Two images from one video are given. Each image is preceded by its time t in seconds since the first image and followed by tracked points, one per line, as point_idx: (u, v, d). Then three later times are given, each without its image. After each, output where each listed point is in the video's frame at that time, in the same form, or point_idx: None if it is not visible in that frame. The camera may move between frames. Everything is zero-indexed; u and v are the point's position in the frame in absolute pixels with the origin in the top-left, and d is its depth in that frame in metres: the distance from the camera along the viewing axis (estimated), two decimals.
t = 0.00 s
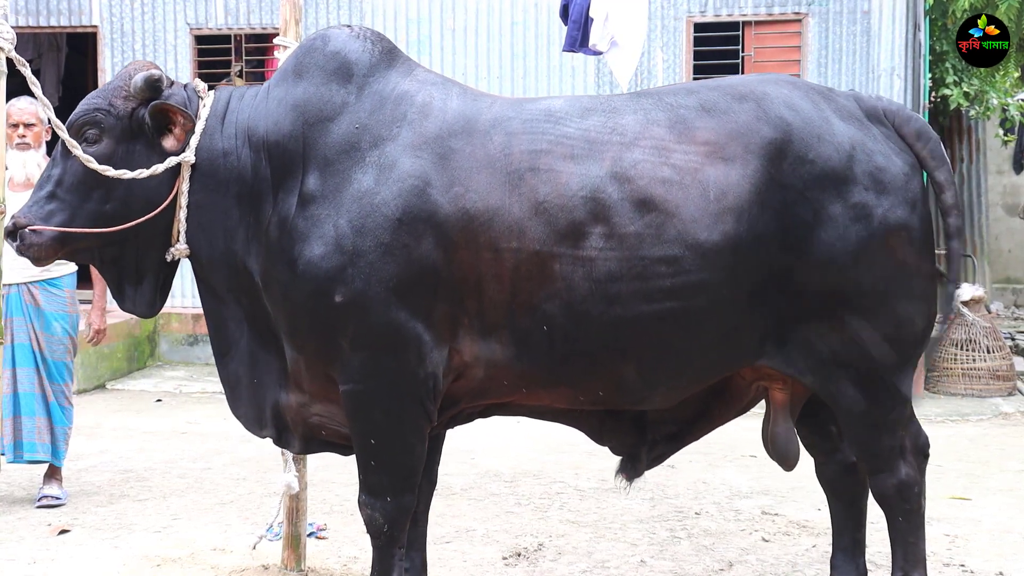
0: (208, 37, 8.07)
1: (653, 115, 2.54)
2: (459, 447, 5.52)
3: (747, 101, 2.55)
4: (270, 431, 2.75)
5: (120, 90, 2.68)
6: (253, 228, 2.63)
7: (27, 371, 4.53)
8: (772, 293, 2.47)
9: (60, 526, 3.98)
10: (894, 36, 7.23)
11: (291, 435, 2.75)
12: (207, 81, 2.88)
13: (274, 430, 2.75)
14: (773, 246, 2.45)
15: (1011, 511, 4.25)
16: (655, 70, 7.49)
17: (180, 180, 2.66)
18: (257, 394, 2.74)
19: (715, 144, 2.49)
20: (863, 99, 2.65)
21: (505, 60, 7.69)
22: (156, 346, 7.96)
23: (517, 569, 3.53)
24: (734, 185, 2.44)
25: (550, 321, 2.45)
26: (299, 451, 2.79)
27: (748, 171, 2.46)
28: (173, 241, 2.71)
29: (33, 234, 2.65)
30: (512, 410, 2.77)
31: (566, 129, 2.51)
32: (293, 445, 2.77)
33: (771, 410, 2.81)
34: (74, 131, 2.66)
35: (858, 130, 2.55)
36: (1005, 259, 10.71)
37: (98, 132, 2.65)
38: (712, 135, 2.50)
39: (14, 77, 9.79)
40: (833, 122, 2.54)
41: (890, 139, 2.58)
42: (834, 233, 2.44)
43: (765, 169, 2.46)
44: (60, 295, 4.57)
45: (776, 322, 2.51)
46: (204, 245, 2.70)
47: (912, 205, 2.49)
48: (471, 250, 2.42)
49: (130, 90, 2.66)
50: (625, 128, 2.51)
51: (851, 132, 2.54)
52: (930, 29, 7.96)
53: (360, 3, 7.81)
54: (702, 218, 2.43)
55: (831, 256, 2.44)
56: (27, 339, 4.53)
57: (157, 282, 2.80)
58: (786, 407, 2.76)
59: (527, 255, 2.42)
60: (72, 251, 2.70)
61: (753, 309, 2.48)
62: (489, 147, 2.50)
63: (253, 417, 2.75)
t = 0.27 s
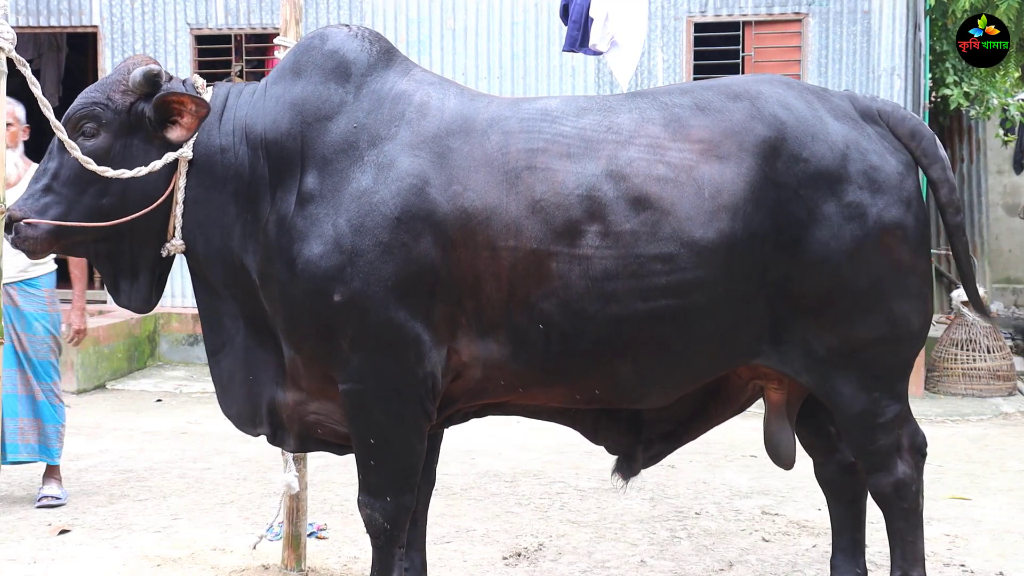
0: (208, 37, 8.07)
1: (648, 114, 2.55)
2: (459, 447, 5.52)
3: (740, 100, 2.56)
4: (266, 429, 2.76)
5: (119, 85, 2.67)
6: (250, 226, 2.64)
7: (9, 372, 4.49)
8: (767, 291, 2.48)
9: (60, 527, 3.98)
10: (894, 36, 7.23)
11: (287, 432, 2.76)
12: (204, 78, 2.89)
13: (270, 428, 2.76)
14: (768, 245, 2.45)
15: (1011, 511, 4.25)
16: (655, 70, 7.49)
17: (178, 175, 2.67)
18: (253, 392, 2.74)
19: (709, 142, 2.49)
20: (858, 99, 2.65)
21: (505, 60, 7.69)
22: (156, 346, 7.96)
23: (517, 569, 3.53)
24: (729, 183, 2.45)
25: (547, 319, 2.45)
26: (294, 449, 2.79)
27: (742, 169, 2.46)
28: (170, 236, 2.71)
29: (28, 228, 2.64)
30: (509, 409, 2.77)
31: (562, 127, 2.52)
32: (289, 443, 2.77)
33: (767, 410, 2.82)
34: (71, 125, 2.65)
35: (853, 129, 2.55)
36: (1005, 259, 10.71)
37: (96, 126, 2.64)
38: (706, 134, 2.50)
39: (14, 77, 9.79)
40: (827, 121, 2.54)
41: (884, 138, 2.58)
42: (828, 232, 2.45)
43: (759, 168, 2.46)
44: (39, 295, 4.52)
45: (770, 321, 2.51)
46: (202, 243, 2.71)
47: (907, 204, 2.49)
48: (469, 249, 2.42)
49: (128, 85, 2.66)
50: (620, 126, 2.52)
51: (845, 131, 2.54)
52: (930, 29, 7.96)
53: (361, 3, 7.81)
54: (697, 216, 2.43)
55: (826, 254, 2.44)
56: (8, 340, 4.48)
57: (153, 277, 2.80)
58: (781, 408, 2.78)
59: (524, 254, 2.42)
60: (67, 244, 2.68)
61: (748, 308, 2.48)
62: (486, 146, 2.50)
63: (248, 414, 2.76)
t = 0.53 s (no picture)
0: (208, 37, 8.07)
1: (644, 113, 2.55)
2: (459, 447, 5.52)
3: (735, 98, 2.56)
4: (263, 429, 2.76)
5: (117, 82, 2.67)
6: (249, 225, 2.64)
7: None
8: (763, 290, 2.47)
9: (61, 526, 3.98)
10: (894, 36, 7.23)
11: (283, 432, 2.76)
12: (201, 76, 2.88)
13: (266, 428, 2.76)
14: (763, 243, 2.45)
15: (1012, 511, 4.25)
16: (655, 70, 7.49)
17: (174, 173, 2.67)
18: (249, 392, 2.75)
19: (704, 140, 2.49)
20: (853, 99, 2.66)
21: (505, 59, 7.69)
22: (156, 346, 7.96)
23: (518, 569, 3.53)
24: (725, 180, 2.45)
25: (544, 317, 2.45)
26: (291, 450, 2.79)
27: (737, 167, 2.46)
28: (165, 234, 2.70)
29: (24, 223, 2.65)
30: (507, 408, 2.78)
31: (558, 126, 2.52)
32: (285, 443, 2.77)
33: (764, 410, 2.83)
34: (68, 121, 2.65)
35: (848, 128, 2.55)
36: (1005, 259, 10.70)
37: (93, 122, 2.64)
38: (701, 132, 2.50)
39: (14, 77, 9.80)
40: (822, 121, 2.54)
41: (879, 138, 2.58)
42: (824, 230, 2.45)
43: (754, 166, 2.46)
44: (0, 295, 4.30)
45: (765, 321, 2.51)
46: (199, 242, 2.71)
47: (903, 203, 2.49)
48: (467, 248, 2.42)
49: (126, 82, 2.66)
50: (616, 125, 2.52)
51: (839, 129, 2.54)
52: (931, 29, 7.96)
53: (361, 3, 7.81)
54: (693, 213, 2.43)
55: (821, 253, 2.44)
56: None
57: (148, 274, 2.80)
58: (778, 407, 2.79)
59: (521, 252, 2.42)
60: (62, 240, 2.69)
61: (744, 307, 2.48)
62: (483, 144, 2.50)
63: (244, 415, 2.76)
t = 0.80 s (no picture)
0: (208, 37, 8.07)
1: (641, 112, 2.55)
2: (459, 447, 5.52)
3: (732, 98, 2.56)
4: (260, 428, 2.76)
5: (114, 80, 2.67)
6: (247, 224, 2.65)
7: None
8: (760, 290, 2.47)
9: (60, 526, 3.98)
10: (894, 36, 7.23)
11: (281, 432, 2.76)
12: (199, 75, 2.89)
13: (263, 427, 2.76)
14: (760, 241, 2.44)
15: (1012, 511, 4.25)
16: (655, 70, 7.49)
17: (172, 172, 2.66)
18: (247, 391, 2.75)
19: (701, 139, 2.49)
20: (850, 100, 2.66)
21: (505, 59, 7.69)
22: (156, 346, 7.96)
23: (517, 569, 3.53)
24: (721, 180, 2.45)
25: (542, 316, 2.45)
26: (289, 450, 2.79)
27: (734, 166, 2.46)
28: (162, 233, 2.70)
29: (20, 221, 2.65)
30: (505, 407, 2.78)
31: (555, 125, 2.52)
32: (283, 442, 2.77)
33: (760, 410, 2.81)
34: (65, 120, 2.65)
35: (844, 127, 2.55)
36: (1005, 259, 10.70)
37: (90, 121, 2.64)
38: (698, 132, 2.50)
39: (14, 77, 9.79)
40: (818, 120, 2.54)
41: (876, 138, 2.58)
42: (820, 230, 2.44)
43: (751, 165, 2.46)
44: None
45: (763, 320, 2.51)
46: (196, 241, 2.70)
47: (900, 203, 2.49)
48: (465, 247, 2.42)
49: (123, 80, 2.66)
50: (613, 124, 2.52)
51: (835, 129, 2.54)
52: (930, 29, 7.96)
53: (360, 3, 7.81)
54: (690, 212, 2.43)
55: (817, 252, 2.44)
56: None
57: (145, 274, 2.79)
58: (774, 406, 2.77)
59: (519, 251, 2.42)
60: (59, 238, 2.69)
61: (741, 307, 2.48)
62: (481, 144, 2.50)
63: (242, 414, 2.76)
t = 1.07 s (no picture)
0: (208, 37, 8.06)
1: (640, 112, 2.55)
2: (459, 447, 5.52)
3: (731, 98, 2.56)
4: (258, 427, 2.76)
5: (113, 79, 2.67)
6: (247, 224, 2.65)
7: None
8: (759, 290, 2.47)
9: (60, 527, 3.98)
10: (894, 36, 7.23)
11: (279, 432, 2.76)
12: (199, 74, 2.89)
13: (261, 427, 2.76)
14: (758, 241, 2.44)
15: (1011, 511, 4.26)
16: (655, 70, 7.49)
17: (170, 171, 2.66)
18: (245, 391, 2.75)
19: (699, 139, 2.49)
20: (849, 101, 2.66)
21: (505, 59, 7.69)
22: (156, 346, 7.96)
23: (517, 569, 3.53)
24: (720, 180, 2.45)
25: (541, 316, 2.45)
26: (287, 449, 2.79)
27: (732, 167, 2.46)
28: (161, 232, 2.70)
29: (19, 220, 2.64)
30: (504, 407, 2.77)
31: (555, 125, 2.52)
32: (281, 442, 2.77)
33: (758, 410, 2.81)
34: (64, 118, 2.65)
35: (843, 128, 2.55)
36: (1005, 259, 10.70)
37: (89, 120, 2.64)
38: (696, 132, 2.50)
39: (14, 77, 9.79)
40: (817, 120, 2.54)
41: (875, 138, 2.58)
42: (819, 230, 2.44)
43: (749, 165, 2.46)
44: None
45: (762, 320, 2.51)
46: (196, 240, 2.70)
47: (898, 203, 2.49)
48: (465, 247, 2.42)
49: (122, 79, 2.66)
50: (612, 124, 2.52)
51: (834, 129, 2.54)
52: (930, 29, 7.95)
53: (360, 3, 7.81)
54: (689, 213, 2.43)
55: (815, 253, 2.44)
56: None
57: (144, 272, 2.79)
58: (772, 406, 2.77)
59: (519, 252, 2.42)
60: (57, 237, 2.69)
61: (740, 307, 2.48)
62: (481, 144, 2.50)
63: (240, 413, 2.76)
